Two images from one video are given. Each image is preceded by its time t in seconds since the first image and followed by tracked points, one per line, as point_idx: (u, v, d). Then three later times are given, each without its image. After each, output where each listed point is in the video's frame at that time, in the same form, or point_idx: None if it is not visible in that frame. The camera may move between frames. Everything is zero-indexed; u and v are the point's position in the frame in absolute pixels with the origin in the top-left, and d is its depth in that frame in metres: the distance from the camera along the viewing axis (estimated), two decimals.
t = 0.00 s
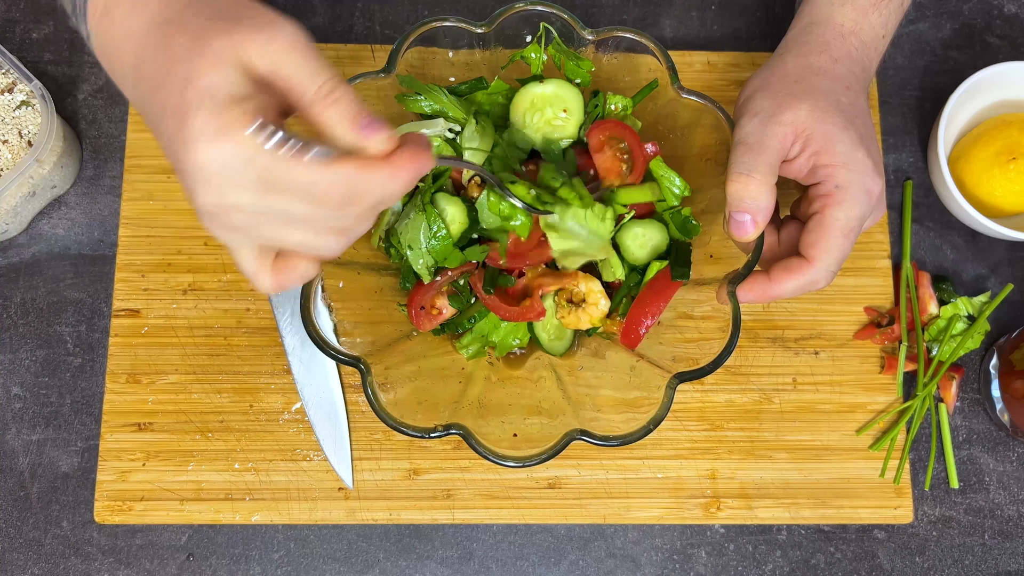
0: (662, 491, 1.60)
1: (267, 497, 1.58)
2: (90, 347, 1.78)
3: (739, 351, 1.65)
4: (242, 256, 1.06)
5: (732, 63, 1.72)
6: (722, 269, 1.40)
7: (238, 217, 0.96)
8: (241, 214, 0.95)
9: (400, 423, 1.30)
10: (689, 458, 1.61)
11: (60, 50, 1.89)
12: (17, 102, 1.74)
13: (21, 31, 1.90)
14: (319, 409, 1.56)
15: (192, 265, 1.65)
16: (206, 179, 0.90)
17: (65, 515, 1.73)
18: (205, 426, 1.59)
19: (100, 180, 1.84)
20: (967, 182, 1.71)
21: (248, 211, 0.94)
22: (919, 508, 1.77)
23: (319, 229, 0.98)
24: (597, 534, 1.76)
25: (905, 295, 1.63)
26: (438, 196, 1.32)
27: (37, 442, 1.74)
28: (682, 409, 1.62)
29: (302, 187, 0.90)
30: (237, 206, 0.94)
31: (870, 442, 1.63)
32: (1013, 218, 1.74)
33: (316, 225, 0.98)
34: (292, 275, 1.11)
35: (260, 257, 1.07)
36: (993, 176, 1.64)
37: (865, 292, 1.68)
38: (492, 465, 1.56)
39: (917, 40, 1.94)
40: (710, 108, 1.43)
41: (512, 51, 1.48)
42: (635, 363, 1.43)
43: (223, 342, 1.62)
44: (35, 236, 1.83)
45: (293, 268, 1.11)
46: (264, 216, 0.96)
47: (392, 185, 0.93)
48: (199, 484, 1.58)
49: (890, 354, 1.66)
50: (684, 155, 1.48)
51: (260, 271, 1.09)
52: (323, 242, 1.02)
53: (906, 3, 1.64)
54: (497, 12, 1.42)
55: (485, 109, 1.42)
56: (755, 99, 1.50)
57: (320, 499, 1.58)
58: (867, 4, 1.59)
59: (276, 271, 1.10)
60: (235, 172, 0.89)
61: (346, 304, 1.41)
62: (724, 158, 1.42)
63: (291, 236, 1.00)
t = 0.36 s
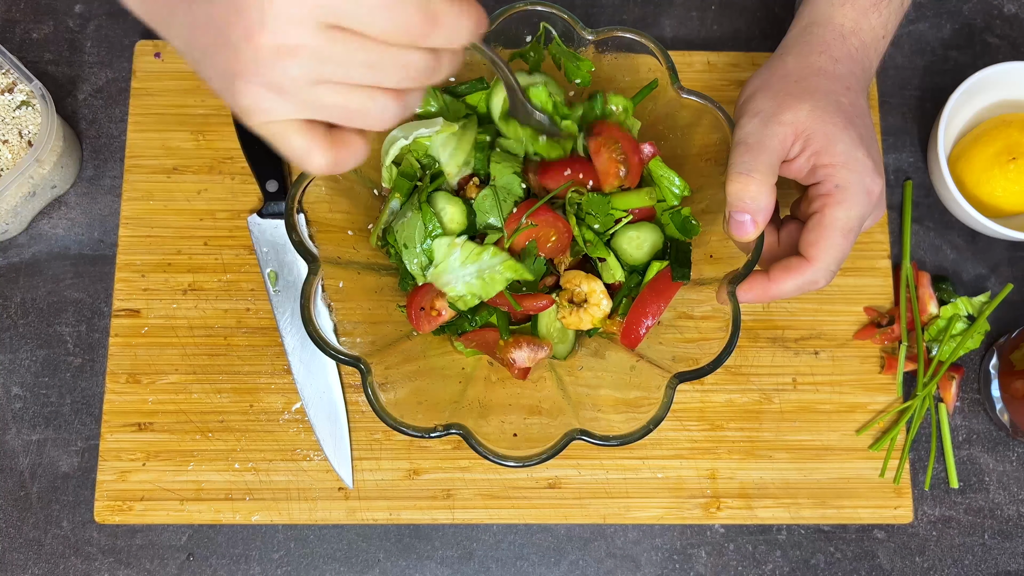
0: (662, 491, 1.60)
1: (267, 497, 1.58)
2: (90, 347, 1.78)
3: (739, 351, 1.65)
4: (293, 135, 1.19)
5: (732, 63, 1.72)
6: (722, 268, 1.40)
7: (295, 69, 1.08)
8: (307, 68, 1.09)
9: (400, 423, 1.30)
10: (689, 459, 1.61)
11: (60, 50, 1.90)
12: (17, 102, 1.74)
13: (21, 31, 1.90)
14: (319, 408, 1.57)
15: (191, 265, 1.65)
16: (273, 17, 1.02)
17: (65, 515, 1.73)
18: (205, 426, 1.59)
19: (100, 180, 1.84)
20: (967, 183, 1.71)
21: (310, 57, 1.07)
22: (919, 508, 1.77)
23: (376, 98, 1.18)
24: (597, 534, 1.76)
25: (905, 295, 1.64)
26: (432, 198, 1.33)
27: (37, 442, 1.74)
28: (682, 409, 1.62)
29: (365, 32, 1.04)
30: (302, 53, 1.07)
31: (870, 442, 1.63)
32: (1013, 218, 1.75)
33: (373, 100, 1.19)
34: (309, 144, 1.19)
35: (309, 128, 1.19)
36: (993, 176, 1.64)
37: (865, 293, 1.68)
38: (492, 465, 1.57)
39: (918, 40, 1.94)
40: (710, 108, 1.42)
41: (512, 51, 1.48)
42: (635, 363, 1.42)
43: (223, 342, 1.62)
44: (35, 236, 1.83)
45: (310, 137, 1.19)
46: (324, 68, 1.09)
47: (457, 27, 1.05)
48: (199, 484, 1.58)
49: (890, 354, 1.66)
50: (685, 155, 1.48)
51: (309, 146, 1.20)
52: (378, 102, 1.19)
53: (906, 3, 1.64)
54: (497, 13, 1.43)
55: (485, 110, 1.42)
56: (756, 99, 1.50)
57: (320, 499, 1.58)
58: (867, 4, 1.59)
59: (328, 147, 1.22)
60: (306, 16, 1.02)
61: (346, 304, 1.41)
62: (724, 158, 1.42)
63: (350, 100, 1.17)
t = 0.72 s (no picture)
0: (661, 491, 1.60)
1: (267, 497, 1.58)
2: (90, 347, 1.78)
3: (739, 351, 1.65)
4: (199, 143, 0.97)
5: (732, 63, 1.72)
6: (721, 268, 1.40)
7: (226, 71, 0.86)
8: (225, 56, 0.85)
9: (400, 423, 1.31)
10: (689, 458, 1.61)
11: (60, 50, 1.90)
12: (17, 103, 1.73)
13: (21, 31, 1.90)
14: (319, 408, 1.57)
15: (192, 265, 1.65)
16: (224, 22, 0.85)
17: (65, 515, 1.73)
18: (205, 426, 1.59)
19: (100, 180, 1.84)
20: (967, 182, 1.71)
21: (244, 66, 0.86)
22: (919, 508, 1.78)
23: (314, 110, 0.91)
24: (597, 534, 1.77)
25: (905, 295, 1.64)
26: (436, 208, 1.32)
27: (37, 442, 1.75)
28: (682, 409, 1.62)
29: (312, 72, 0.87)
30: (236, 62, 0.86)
31: (870, 442, 1.64)
32: (1013, 218, 1.75)
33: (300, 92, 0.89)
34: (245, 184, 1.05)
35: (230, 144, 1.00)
36: (993, 176, 1.64)
37: (865, 293, 1.68)
38: (492, 464, 1.57)
39: (917, 40, 1.94)
40: (711, 108, 1.42)
41: (512, 52, 1.48)
42: (635, 362, 1.43)
43: (223, 341, 1.62)
44: (36, 236, 1.83)
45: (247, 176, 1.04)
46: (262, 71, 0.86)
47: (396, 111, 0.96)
48: (199, 484, 1.58)
49: (890, 354, 1.66)
50: (685, 155, 1.47)
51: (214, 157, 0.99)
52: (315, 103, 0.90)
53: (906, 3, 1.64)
54: (497, 13, 1.44)
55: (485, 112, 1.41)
56: (756, 99, 1.50)
57: (320, 499, 1.58)
58: (867, 5, 1.60)
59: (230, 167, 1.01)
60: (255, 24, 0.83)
61: (347, 304, 1.41)
62: (723, 159, 1.43)
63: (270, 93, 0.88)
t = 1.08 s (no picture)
0: (661, 491, 1.60)
1: (268, 497, 1.58)
2: (90, 347, 1.78)
3: (739, 351, 1.65)
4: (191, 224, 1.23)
5: (732, 63, 1.72)
6: (721, 268, 1.40)
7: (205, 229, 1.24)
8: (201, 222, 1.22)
9: (400, 423, 1.30)
10: (689, 458, 1.61)
11: (60, 50, 1.90)
12: (17, 102, 1.74)
13: (21, 31, 1.90)
14: (319, 408, 1.57)
15: (192, 265, 1.65)
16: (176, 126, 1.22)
17: (65, 515, 1.73)
18: (205, 426, 1.59)
19: (100, 180, 1.84)
20: (967, 182, 1.71)
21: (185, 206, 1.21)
22: (919, 508, 1.78)
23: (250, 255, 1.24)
24: (597, 534, 1.77)
25: (905, 295, 1.64)
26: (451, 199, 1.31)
27: (37, 442, 1.75)
28: (682, 409, 1.62)
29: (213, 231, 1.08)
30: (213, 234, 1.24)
31: (870, 442, 1.64)
32: (1013, 218, 1.75)
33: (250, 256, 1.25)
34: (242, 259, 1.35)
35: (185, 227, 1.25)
36: (993, 176, 1.65)
37: (864, 292, 1.68)
38: (492, 464, 1.57)
39: (917, 40, 1.94)
40: (710, 108, 1.43)
41: (512, 52, 1.48)
42: (635, 362, 1.43)
43: (223, 342, 1.62)
44: (36, 236, 1.83)
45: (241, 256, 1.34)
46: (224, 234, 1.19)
47: (271, 253, 1.22)
48: (199, 484, 1.58)
49: (890, 354, 1.66)
50: (684, 155, 1.48)
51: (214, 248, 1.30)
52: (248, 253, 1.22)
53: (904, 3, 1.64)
54: (497, 13, 1.43)
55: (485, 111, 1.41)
56: (755, 98, 1.50)
57: (320, 499, 1.58)
58: (866, 5, 1.60)
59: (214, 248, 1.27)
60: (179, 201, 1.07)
61: (346, 303, 1.41)
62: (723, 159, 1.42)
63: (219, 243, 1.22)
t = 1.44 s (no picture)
0: (661, 491, 1.60)
1: (268, 497, 1.58)
2: (90, 347, 1.78)
3: (739, 351, 1.65)
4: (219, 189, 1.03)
5: (732, 63, 1.73)
6: (721, 268, 1.40)
7: (216, 149, 0.92)
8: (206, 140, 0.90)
9: (400, 422, 1.30)
10: (689, 458, 1.61)
11: (60, 50, 1.90)
12: (17, 102, 1.74)
13: (21, 31, 1.90)
14: (319, 408, 1.57)
15: (192, 265, 1.65)
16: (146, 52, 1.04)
17: (66, 515, 1.73)
18: (205, 426, 1.59)
19: (100, 180, 1.84)
20: (967, 183, 1.71)
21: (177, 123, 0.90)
22: (919, 508, 1.78)
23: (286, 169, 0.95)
24: (597, 534, 1.77)
25: (905, 295, 1.64)
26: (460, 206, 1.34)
27: (37, 442, 1.75)
28: (682, 409, 1.62)
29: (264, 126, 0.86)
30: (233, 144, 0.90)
31: (870, 442, 1.64)
32: (1013, 218, 1.75)
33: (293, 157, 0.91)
34: (270, 212, 1.09)
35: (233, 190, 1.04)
36: (993, 176, 1.64)
37: (864, 292, 1.68)
38: (492, 464, 1.57)
39: (917, 40, 1.94)
40: (710, 108, 1.43)
41: (512, 51, 1.48)
42: (635, 362, 1.43)
43: (223, 342, 1.62)
44: (36, 235, 1.83)
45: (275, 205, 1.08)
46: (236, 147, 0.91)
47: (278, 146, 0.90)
48: (199, 484, 1.58)
49: (890, 354, 1.66)
50: (685, 155, 1.47)
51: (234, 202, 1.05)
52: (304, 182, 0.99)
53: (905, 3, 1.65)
54: (497, 13, 1.43)
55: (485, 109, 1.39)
56: (755, 98, 1.50)
57: (320, 499, 1.58)
58: (867, 5, 1.60)
59: (255, 203, 1.07)
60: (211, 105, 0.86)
61: (347, 303, 1.41)
62: (724, 158, 1.42)
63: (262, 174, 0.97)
